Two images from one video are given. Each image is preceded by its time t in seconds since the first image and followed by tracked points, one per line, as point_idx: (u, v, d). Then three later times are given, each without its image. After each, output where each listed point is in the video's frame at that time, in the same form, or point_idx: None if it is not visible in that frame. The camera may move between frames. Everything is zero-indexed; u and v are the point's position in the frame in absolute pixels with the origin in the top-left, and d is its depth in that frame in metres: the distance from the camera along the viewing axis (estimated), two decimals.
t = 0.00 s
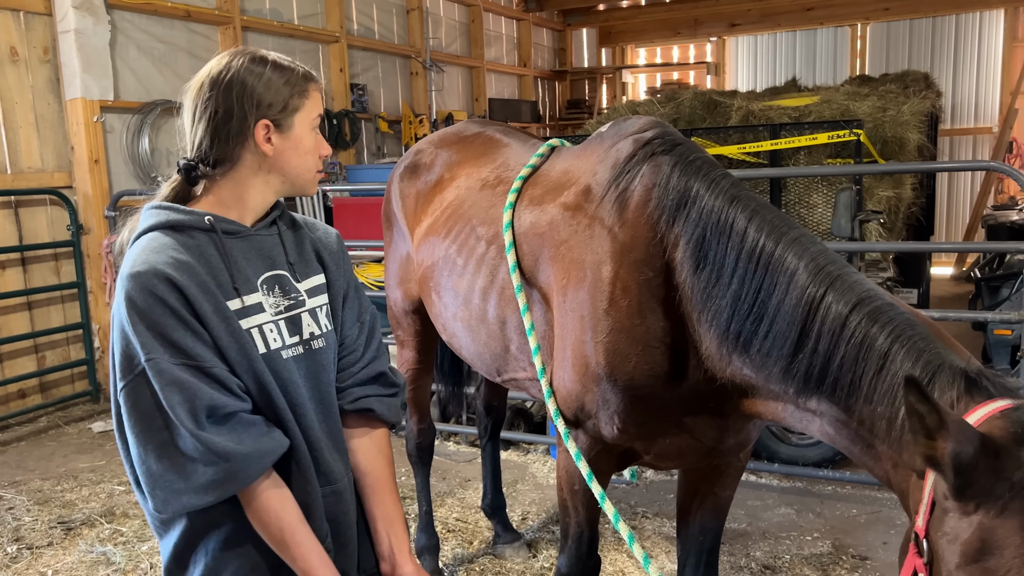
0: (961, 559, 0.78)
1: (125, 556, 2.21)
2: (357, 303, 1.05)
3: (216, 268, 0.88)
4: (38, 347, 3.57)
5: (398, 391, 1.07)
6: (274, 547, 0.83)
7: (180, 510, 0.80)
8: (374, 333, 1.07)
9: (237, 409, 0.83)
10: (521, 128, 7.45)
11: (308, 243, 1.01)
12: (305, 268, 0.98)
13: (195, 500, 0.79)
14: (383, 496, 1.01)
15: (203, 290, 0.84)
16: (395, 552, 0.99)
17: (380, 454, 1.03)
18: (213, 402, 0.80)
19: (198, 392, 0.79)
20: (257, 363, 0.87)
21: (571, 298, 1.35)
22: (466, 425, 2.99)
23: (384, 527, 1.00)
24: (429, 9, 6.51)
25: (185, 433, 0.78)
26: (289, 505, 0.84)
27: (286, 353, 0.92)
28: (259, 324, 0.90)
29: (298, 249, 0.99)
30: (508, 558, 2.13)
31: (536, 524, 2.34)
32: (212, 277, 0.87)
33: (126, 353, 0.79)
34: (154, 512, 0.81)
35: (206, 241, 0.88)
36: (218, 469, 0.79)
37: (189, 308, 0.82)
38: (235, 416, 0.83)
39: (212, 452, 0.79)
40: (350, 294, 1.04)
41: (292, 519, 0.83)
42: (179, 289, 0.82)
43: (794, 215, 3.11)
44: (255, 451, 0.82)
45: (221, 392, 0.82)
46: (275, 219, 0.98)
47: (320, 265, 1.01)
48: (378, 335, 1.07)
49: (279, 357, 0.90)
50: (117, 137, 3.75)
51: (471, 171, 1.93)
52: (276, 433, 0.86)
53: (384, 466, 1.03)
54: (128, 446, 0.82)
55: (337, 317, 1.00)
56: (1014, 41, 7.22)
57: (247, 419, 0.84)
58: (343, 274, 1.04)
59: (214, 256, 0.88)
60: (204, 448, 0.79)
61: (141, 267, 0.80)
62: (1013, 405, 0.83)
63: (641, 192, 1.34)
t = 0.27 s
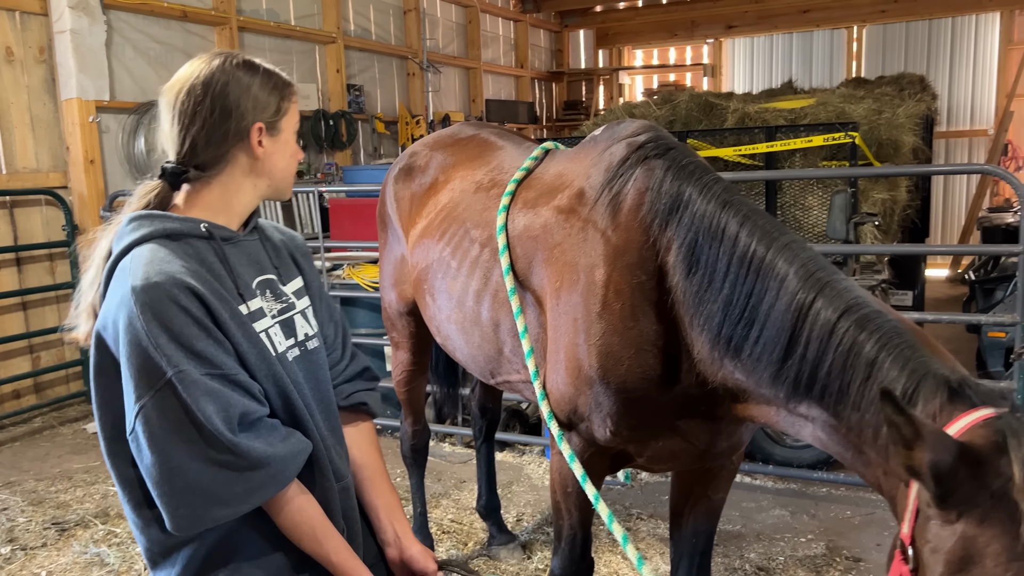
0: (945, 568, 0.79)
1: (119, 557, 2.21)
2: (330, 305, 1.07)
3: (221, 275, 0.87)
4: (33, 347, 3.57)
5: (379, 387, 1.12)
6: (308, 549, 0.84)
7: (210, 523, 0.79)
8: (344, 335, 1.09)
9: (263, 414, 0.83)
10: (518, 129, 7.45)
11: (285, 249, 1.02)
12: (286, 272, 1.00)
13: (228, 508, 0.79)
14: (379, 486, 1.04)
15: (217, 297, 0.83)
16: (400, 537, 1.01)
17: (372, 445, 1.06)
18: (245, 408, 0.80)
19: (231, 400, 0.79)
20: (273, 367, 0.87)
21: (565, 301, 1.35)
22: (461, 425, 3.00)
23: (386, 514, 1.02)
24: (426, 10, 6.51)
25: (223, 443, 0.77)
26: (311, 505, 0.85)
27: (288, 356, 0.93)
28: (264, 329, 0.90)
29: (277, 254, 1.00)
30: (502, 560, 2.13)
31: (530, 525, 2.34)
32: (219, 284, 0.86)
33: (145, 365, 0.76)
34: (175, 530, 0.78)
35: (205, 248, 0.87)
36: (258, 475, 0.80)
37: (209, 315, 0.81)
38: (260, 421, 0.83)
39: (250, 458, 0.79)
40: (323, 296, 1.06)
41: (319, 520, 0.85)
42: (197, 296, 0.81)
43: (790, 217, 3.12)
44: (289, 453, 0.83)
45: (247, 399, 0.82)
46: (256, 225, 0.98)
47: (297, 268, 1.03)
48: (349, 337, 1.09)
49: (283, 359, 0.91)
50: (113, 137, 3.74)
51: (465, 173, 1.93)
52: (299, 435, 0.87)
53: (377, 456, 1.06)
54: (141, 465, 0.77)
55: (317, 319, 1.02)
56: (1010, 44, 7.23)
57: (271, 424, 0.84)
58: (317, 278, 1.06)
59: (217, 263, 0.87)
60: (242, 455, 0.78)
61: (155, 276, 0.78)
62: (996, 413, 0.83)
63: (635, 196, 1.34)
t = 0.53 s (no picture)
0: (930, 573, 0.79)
1: (112, 558, 2.20)
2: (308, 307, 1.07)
3: (214, 278, 0.87)
4: (28, 347, 3.56)
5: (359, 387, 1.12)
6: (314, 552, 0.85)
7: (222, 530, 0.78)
8: (321, 335, 1.09)
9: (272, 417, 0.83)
10: (515, 130, 7.46)
11: (266, 254, 1.02)
12: (268, 276, 1.00)
13: (246, 515, 0.78)
14: (369, 484, 1.04)
15: (220, 301, 0.83)
16: (390, 533, 1.01)
17: (360, 444, 1.06)
18: (257, 413, 0.80)
19: (244, 405, 0.79)
20: (276, 370, 0.88)
21: (558, 303, 1.35)
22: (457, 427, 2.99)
23: (377, 511, 1.02)
24: (424, 11, 6.51)
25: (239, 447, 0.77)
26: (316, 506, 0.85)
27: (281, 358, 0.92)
28: (260, 332, 0.90)
29: (259, 256, 1.00)
30: (496, 561, 2.13)
31: (525, 527, 2.34)
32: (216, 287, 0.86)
33: (154, 373, 0.75)
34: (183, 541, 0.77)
35: (196, 252, 0.87)
36: (274, 477, 0.80)
37: (215, 321, 0.81)
38: (269, 425, 0.83)
39: (266, 461, 0.79)
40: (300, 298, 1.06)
41: (323, 521, 0.85)
42: (202, 301, 0.80)
43: (786, 219, 3.12)
44: (301, 454, 0.84)
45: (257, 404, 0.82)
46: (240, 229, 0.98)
47: (276, 269, 1.04)
48: (327, 338, 1.09)
49: (280, 359, 0.91)
50: (109, 136, 3.73)
51: (460, 175, 1.93)
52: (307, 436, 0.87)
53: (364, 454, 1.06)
54: (148, 478, 0.76)
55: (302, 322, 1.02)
56: (1007, 47, 7.25)
57: (279, 427, 0.84)
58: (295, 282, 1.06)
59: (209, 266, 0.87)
60: (259, 458, 0.79)
61: (159, 282, 0.77)
62: (981, 418, 0.83)
63: (627, 198, 1.33)
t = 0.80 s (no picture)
0: None
1: (111, 559, 2.20)
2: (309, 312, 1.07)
3: (218, 282, 0.87)
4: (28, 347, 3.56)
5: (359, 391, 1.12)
6: (318, 558, 0.85)
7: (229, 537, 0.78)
8: (322, 339, 1.09)
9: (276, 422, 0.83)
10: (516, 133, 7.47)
11: (268, 259, 1.03)
12: (271, 279, 1.00)
13: (251, 523, 0.78)
14: (369, 489, 1.04)
15: (226, 306, 0.84)
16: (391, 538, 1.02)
17: (359, 448, 1.07)
18: (262, 418, 0.80)
19: (250, 410, 0.79)
20: (281, 374, 0.88)
21: (559, 307, 1.35)
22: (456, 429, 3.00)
23: (377, 516, 1.02)
24: (425, 13, 6.51)
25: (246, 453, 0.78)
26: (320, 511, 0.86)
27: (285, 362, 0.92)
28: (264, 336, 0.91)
29: (261, 259, 1.00)
30: (495, 564, 2.13)
31: (524, 530, 2.34)
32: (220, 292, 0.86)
33: (161, 380, 0.75)
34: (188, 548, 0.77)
35: (200, 256, 0.87)
36: (279, 483, 0.80)
37: (221, 326, 0.82)
38: (274, 430, 0.83)
39: (272, 468, 0.79)
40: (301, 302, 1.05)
41: (329, 528, 0.85)
42: (208, 307, 0.81)
43: (786, 223, 3.13)
44: (306, 460, 0.84)
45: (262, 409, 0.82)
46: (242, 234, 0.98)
47: (277, 273, 1.04)
48: (327, 342, 1.09)
49: (283, 363, 0.92)
50: (111, 137, 3.73)
51: (462, 178, 1.93)
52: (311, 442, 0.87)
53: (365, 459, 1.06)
54: (153, 485, 0.76)
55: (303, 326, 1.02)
56: (1008, 52, 7.25)
57: (284, 432, 0.84)
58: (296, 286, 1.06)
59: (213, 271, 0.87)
60: (265, 464, 0.79)
61: (166, 288, 0.77)
62: (985, 423, 0.83)
63: (629, 203, 1.34)
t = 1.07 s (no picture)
0: None
1: (116, 557, 2.21)
2: (329, 311, 1.07)
3: (229, 278, 0.87)
4: (34, 345, 3.58)
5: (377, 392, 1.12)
6: (314, 557, 0.84)
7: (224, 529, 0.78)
8: (342, 339, 1.09)
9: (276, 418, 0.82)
10: (521, 134, 7.48)
11: (290, 256, 1.03)
12: (290, 277, 1.00)
13: (243, 518, 0.78)
14: (382, 490, 1.04)
15: (231, 301, 0.84)
16: (402, 542, 1.02)
17: (375, 449, 1.07)
18: (259, 413, 0.80)
19: (247, 405, 0.78)
20: (286, 371, 0.88)
21: (565, 308, 1.36)
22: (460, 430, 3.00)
23: (388, 519, 1.03)
24: (431, 14, 6.53)
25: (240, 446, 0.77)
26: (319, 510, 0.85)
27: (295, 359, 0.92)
28: (272, 332, 0.91)
29: (283, 258, 1.01)
30: (499, 565, 2.13)
31: (528, 531, 2.34)
32: (229, 287, 0.86)
33: (161, 372, 0.75)
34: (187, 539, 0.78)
35: (212, 252, 0.87)
36: (274, 479, 0.80)
37: (224, 321, 0.82)
38: (275, 425, 0.82)
39: (268, 463, 0.79)
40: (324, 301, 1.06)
41: (327, 527, 0.84)
42: (212, 301, 0.81)
43: (791, 226, 3.13)
44: (304, 457, 0.83)
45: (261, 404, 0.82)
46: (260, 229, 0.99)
47: (299, 271, 1.04)
48: (348, 341, 1.10)
49: (292, 360, 0.91)
50: (118, 136, 3.75)
51: (469, 179, 1.93)
52: (312, 439, 0.86)
53: (380, 461, 1.06)
54: (153, 475, 0.77)
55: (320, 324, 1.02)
56: (1014, 56, 7.24)
57: (285, 428, 0.83)
58: (318, 285, 1.06)
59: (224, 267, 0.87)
60: (259, 459, 0.78)
61: (174, 281, 0.78)
62: (997, 425, 0.84)
63: (635, 205, 1.34)
